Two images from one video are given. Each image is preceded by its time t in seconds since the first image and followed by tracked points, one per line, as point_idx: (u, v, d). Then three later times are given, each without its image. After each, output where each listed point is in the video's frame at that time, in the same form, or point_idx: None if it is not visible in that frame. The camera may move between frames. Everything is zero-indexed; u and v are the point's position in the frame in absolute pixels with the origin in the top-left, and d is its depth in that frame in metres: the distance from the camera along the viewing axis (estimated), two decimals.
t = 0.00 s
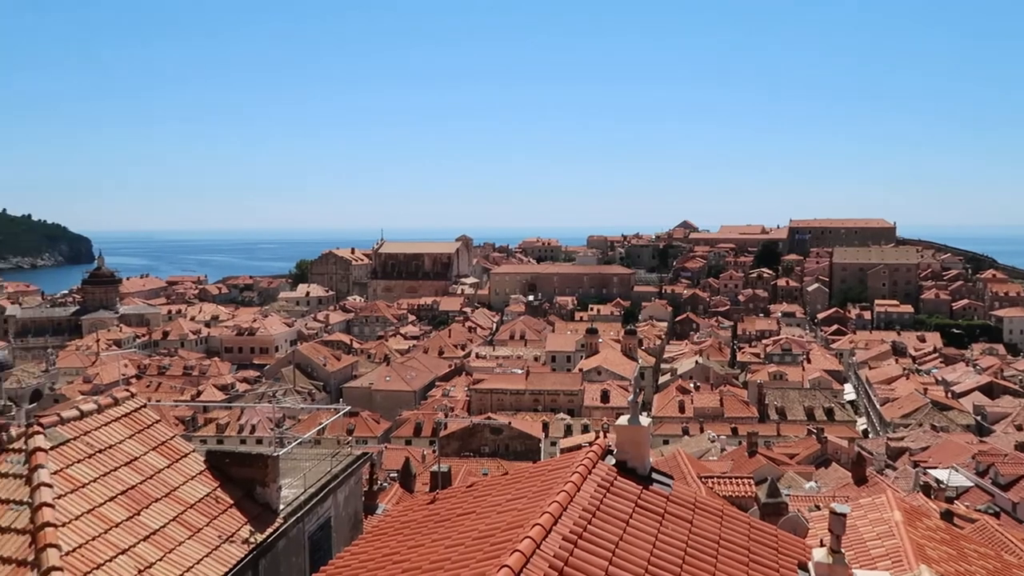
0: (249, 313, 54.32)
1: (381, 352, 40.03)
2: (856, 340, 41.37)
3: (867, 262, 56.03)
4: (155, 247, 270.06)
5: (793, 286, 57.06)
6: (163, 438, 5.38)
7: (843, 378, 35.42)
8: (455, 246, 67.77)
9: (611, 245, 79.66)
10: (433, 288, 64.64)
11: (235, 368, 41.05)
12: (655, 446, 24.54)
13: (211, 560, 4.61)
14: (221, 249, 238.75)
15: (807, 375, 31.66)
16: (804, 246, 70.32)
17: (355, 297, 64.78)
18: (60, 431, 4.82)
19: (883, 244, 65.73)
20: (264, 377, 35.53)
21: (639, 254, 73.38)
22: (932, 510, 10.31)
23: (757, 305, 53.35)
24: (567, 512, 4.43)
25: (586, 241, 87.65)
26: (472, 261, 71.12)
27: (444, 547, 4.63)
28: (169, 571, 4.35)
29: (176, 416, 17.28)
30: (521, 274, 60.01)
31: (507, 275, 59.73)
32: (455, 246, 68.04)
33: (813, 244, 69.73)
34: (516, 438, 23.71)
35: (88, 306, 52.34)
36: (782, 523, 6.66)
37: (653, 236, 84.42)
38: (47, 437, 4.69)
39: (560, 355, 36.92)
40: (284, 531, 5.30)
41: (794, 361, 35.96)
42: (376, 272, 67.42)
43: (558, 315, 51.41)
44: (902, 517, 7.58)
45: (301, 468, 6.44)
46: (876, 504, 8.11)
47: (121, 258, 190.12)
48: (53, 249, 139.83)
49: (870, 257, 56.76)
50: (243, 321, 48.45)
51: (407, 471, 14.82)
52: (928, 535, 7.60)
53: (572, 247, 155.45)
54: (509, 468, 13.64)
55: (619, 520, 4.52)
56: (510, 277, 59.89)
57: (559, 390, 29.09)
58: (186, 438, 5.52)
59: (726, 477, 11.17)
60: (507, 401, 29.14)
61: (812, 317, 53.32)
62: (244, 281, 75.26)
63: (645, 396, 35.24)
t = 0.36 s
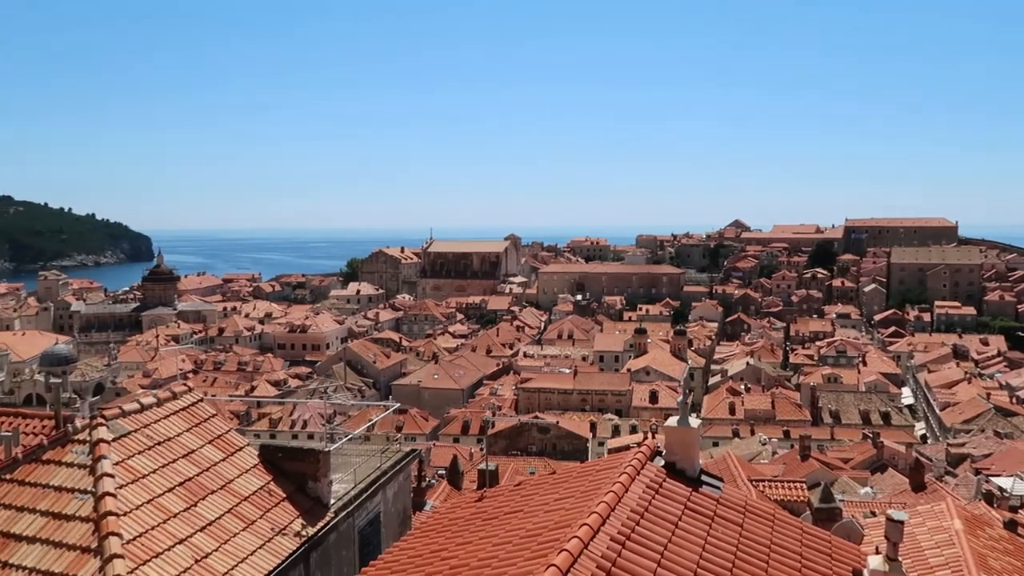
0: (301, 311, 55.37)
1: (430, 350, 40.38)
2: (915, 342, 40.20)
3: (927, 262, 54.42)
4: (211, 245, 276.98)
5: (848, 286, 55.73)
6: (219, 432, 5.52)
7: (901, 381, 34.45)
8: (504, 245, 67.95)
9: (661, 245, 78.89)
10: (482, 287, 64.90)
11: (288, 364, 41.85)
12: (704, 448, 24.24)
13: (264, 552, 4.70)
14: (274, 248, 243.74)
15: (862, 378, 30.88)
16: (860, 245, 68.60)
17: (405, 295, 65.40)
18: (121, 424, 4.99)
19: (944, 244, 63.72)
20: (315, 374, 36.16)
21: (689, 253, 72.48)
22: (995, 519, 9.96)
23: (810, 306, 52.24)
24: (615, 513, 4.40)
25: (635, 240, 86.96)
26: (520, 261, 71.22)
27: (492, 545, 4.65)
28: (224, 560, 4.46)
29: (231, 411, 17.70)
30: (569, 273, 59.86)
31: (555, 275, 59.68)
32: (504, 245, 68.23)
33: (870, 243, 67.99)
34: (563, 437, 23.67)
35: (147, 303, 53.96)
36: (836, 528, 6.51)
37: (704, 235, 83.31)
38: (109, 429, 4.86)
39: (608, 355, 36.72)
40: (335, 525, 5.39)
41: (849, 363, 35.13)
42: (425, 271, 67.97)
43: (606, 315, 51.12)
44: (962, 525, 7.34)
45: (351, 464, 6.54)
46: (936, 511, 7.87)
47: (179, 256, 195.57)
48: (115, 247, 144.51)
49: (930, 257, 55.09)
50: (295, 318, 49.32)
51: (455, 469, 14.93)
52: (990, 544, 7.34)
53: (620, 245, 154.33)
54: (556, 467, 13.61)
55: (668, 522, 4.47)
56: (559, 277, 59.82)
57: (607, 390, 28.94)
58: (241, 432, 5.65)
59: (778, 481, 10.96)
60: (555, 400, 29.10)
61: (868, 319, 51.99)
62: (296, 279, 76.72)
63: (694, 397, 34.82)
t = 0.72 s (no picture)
0: (346, 314, 56.08)
1: (472, 354, 40.53)
2: (970, 351, 39.04)
3: (983, 269, 52.87)
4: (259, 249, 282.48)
5: (900, 294, 54.39)
6: (265, 432, 5.61)
7: (955, 392, 33.47)
8: (546, 250, 67.94)
9: (705, 251, 78.00)
10: (524, 292, 64.95)
11: (332, 367, 42.40)
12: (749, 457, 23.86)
13: (308, 552, 4.76)
14: (320, 253, 247.53)
15: (914, 388, 30.08)
16: (913, 252, 66.90)
17: (448, 300, 65.78)
18: (172, 423, 5.11)
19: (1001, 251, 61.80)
20: (359, 377, 36.57)
21: (734, 259, 71.46)
22: None
23: (860, 314, 51.09)
24: (658, 522, 4.35)
25: (679, 246, 86.13)
26: (563, 266, 71.13)
27: (534, 552, 4.63)
28: (269, 560, 4.53)
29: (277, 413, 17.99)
30: (612, 278, 59.55)
31: (598, 280, 59.46)
32: (546, 249, 68.21)
33: (922, 250, 66.27)
34: (605, 444, 23.54)
35: (197, 306, 55.22)
36: (885, 542, 6.35)
37: (750, 240, 82.11)
38: (160, 428, 4.98)
39: (651, 361, 36.42)
40: (377, 527, 5.43)
41: (900, 373, 34.25)
42: (468, 275, 68.31)
43: (649, 321, 50.72)
44: (1020, 542, 7.09)
45: (393, 467, 6.58)
46: (991, 527, 7.62)
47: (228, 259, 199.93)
48: (167, 250, 148.38)
49: (987, 265, 53.50)
50: (340, 322, 49.96)
51: (496, 473, 14.96)
52: None
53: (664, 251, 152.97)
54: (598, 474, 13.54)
55: (712, 532, 4.41)
56: (601, 282, 59.59)
57: (649, 397, 28.70)
58: (286, 433, 5.73)
59: (826, 492, 10.73)
60: (597, 406, 28.94)
61: (920, 328, 50.65)
62: (341, 283, 77.74)
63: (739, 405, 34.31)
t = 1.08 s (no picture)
0: (375, 317, 56.49)
1: (499, 357, 40.58)
2: (1008, 358, 38.21)
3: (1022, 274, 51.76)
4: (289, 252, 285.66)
5: (935, 299, 53.40)
6: (295, 433, 5.67)
7: (992, 399, 32.78)
8: (575, 253, 67.84)
9: (735, 255, 77.30)
10: (552, 295, 64.91)
11: (361, 369, 42.72)
12: (779, 464, 23.57)
13: (336, 553, 4.79)
14: (349, 255, 249.78)
15: (950, 394, 29.51)
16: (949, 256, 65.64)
17: (475, 303, 65.92)
18: (203, 423, 5.18)
19: None
20: (387, 379, 36.80)
21: (765, 263, 70.66)
22: None
23: (893, 319, 50.25)
24: (686, 527, 4.31)
25: (709, 249, 85.44)
26: (591, 269, 70.93)
27: (560, 555, 4.62)
28: (298, 559, 4.57)
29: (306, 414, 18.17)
30: (640, 282, 59.26)
31: (626, 283, 59.24)
32: (575, 253, 68.11)
33: (958, 254, 65.03)
34: (632, 448, 23.42)
35: (229, 307, 55.98)
36: (919, 551, 6.23)
37: (781, 244, 81.19)
38: (192, 428, 5.06)
39: (679, 365, 36.18)
40: (404, 529, 5.46)
41: (935, 379, 33.63)
42: (496, 278, 68.42)
43: (678, 325, 50.38)
44: None
45: (420, 469, 6.61)
46: None
47: (260, 262, 202.45)
48: (200, 253, 150.68)
49: None
50: (368, 324, 50.27)
51: (522, 476, 14.97)
52: None
53: (694, 254, 151.85)
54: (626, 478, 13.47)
55: (740, 538, 4.35)
56: (630, 285, 59.34)
57: (678, 401, 28.52)
58: (315, 434, 5.79)
59: (858, 500, 10.56)
60: (624, 410, 28.80)
61: (956, 333, 49.68)
62: (370, 286, 78.33)
63: (769, 410, 33.92)
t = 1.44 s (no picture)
0: (398, 320, 56.75)
1: (522, 359, 40.59)
2: None
3: None
4: (311, 256, 287.88)
5: (963, 295, 52.56)
6: (319, 436, 5.71)
7: None
8: (596, 254, 67.72)
9: (759, 253, 76.65)
10: (574, 296, 64.79)
11: (385, 371, 42.92)
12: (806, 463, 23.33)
13: (362, 555, 4.81)
14: (372, 259, 251.28)
15: (981, 392, 29.02)
16: (978, 252, 64.57)
17: (498, 304, 65.96)
18: (230, 427, 5.23)
19: None
20: (410, 382, 36.95)
21: (789, 261, 70.00)
22: None
23: (921, 316, 49.55)
24: (712, 528, 4.28)
25: (732, 248, 84.82)
26: (613, 269, 70.71)
27: (585, 557, 4.60)
28: (323, 561, 4.59)
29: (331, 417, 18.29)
30: (663, 282, 59.00)
31: (648, 283, 58.99)
32: (596, 253, 67.98)
33: (988, 250, 63.95)
34: (657, 449, 23.28)
35: (254, 311, 56.52)
36: (951, 551, 6.13)
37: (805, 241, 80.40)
38: (219, 431, 5.12)
39: (703, 365, 35.95)
40: (429, 530, 5.48)
41: (965, 377, 33.11)
42: (518, 279, 68.42)
43: (702, 325, 50.06)
44: None
45: (445, 471, 6.61)
46: None
47: (284, 266, 204.57)
48: (225, 258, 152.30)
49: None
50: (391, 327, 50.50)
51: (547, 478, 14.96)
52: None
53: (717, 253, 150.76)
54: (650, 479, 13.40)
55: (768, 539, 4.31)
56: (652, 285, 59.08)
57: (702, 401, 28.33)
58: (340, 437, 5.82)
59: (887, 500, 10.41)
60: (649, 411, 28.66)
61: (986, 330, 48.85)
62: (393, 289, 78.72)
63: (795, 410, 33.58)
